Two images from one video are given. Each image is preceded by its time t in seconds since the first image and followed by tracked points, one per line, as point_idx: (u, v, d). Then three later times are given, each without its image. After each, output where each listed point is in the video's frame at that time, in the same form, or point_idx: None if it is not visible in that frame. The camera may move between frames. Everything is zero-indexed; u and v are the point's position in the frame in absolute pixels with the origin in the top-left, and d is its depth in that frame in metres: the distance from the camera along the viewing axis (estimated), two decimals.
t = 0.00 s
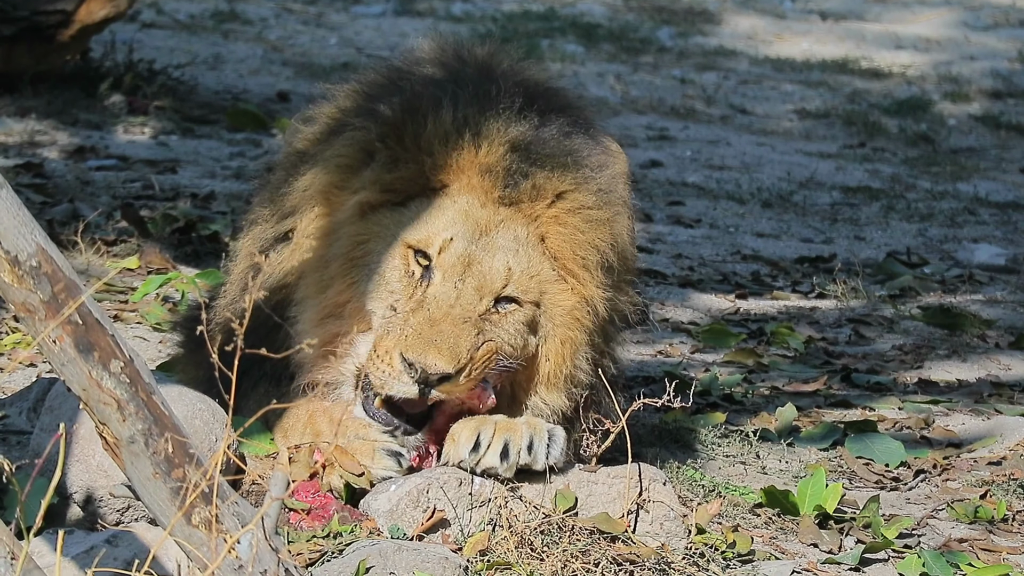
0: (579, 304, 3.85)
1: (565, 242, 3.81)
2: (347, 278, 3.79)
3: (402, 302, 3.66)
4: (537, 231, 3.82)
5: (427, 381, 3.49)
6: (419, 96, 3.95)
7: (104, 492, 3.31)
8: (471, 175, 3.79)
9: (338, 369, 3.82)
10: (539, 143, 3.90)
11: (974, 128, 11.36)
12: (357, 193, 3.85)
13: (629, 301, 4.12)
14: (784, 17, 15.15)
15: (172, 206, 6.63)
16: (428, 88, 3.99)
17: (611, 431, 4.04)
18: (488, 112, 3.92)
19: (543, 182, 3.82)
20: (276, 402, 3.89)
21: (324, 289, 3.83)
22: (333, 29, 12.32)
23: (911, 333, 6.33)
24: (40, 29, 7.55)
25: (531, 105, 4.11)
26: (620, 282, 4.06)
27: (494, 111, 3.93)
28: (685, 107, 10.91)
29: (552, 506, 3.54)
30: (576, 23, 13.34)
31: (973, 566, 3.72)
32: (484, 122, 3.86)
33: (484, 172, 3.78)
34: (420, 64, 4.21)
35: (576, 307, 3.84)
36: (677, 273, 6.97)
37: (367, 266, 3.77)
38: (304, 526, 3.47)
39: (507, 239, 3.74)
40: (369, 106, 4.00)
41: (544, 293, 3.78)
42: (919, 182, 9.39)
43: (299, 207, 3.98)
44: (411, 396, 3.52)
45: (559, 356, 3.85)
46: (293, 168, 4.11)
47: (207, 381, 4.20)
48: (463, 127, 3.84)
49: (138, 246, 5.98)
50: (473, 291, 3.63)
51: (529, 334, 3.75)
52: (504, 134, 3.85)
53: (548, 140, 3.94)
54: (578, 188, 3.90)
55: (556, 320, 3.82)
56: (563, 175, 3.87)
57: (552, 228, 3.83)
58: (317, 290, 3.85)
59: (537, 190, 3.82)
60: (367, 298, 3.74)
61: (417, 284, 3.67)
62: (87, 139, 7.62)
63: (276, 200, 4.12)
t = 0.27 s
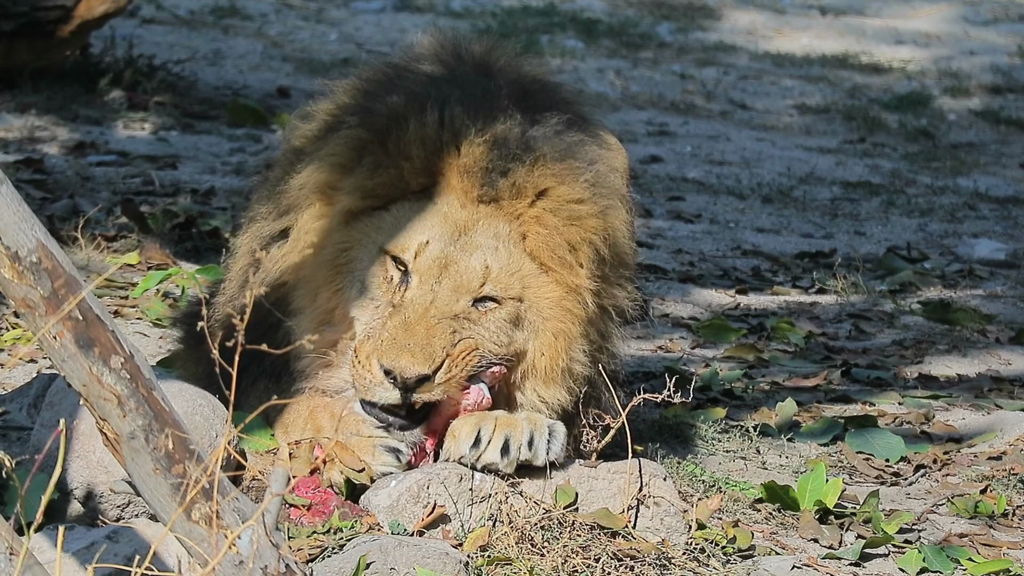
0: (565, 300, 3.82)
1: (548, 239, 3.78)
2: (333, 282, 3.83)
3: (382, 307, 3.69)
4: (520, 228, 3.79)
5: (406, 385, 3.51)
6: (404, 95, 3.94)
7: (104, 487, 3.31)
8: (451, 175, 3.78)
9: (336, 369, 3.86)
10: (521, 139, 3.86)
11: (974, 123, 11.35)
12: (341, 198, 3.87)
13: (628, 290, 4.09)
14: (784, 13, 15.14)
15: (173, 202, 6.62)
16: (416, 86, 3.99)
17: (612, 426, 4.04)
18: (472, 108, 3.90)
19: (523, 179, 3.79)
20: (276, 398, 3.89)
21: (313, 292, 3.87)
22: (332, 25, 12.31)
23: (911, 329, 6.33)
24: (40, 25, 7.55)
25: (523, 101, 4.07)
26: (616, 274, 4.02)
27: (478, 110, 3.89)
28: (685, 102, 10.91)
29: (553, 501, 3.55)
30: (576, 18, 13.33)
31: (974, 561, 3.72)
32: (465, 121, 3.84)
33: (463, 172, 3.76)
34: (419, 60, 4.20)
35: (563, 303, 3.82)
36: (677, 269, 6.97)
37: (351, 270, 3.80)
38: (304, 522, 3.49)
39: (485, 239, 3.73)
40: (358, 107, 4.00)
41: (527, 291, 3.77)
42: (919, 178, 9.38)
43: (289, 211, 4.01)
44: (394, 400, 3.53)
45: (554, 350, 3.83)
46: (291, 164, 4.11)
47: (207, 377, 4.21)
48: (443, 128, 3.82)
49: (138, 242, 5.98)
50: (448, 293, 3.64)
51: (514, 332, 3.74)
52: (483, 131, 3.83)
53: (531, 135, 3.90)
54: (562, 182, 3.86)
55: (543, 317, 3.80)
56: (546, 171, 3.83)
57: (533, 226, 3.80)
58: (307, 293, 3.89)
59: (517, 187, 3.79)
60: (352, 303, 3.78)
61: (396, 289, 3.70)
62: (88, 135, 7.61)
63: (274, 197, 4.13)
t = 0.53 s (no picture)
0: (566, 279, 3.82)
1: (544, 219, 3.77)
2: (336, 276, 3.82)
3: (383, 301, 3.67)
4: (515, 209, 3.77)
5: (413, 380, 3.49)
6: (393, 83, 3.92)
7: (104, 486, 3.31)
8: (442, 163, 3.76)
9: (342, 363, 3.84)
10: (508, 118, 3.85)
11: (974, 120, 11.34)
12: (337, 191, 3.85)
13: (628, 261, 4.08)
14: (784, 10, 15.13)
15: (173, 200, 6.62)
16: (404, 75, 3.97)
17: (613, 424, 4.04)
18: (460, 92, 3.88)
19: (512, 159, 3.78)
20: (276, 396, 3.89)
21: (317, 286, 3.86)
22: (332, 22, 12.31)
23: (912, 326, 6.33)
24: (40, 23, 7.54)
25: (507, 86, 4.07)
26: (616, 245, 4.02)
27: (466, 94, 3.88)
28: (685, 100, 10.90)
29: (553, 499, 3.55)
30: (575, 16, 13.32)
31: (975, 559, 3.72)
32: (451, 107, 3.82)
33: (454, 159, 3.75)
34: (419, 54, 4.20)
35: (565, 282, 3.81)
36: (677, 267, 6.97)
37: (353, 263, 3.79)
38: (305, 520, 3.47)
39: (481, 224, 3.70)
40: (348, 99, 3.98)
41: (527, 274, 3.76)
42: (919, 175, 9.38)
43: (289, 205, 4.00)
44: (401, 393, 3.54)
45: (558, 329, 3.84)
46: (290, 160, 4.11)
47: (207, 375, 4.20)
48: (431, 115, 3.80)
49: (138, 240, 5.98)
50: (449, 283, 3.62)
51: (517, 316, 3.74)
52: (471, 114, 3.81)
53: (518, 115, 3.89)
54: (552, 159, 3.86)
55: (546, 298, 3.80)
56: (534, 150, 3.83)
57: (529, 205, 3.78)
58: (311, 286, 3.88)
59: (508, 168, 3.78)
60: (354, 297, 3.76)
61: (397, 282, 3.68)
62: (88, 133, 7.61)
63: (274, 193, 4.13)
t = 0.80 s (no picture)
0: (573, 285, 3.82)
1: (554, 226, 3.76)
2: (344, 270, 3.83)
3: (390, 300, 3.68)
4: (526, 214, 3.77)
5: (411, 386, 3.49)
6: (413, 77, 3.93)
7: (105, 485, 3.31)
8: (457, 163, 3.76)
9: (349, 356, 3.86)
10: (525, 122, 3.84)
11: (974, 120, 11.34)
12: (350, 185, 3.85)
13: (635, 265, 4.09)
14: (785, 10, 15.13)
15: (173, 200, 6.62)
16: (425, 69, 3.97)
17: (613, 425, 4.04)
18: (478, 91, 3.88)
19: (527, 165, 3.77)
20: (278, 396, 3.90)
21: (324, 279, 3.87)
22: (333, 22, 12.31)
23: (912, 326, 6.33)
24: (40, 22, 7.55)
25: (522, 82, 4.07)
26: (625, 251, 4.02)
27: (484, 93, 3.88)
28: (686, 99, 10.90)
29: (554, 499, 3.56)
30: (576, 16, 13.32)
31: (975, 559, 3.72)
32: (469, 107, 3.82)
33: (469, 160, 3.74)
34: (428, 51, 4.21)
35: (572, 289, 3.81)
36: (678, 266, 6.97)
37: (362, 258, 3.80)
38: (306, 520, 3.47)
39: (491, 228, 3.70)
40: (366, 90, 3.99)
41: (534, 280, 3.76)
42: (920, 175, 9.38)
43: (302, 195, 4.00)
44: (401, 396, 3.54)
45: (560, 333, 3.85)
46: (301, 153, 4.11)
47: (208, 375, 4.20)
48: (448, 115, 3.81)
49: (139, 240, 5.98)
50: (455, 287, 3.62)
51: (521, 321, 3.74)
52: (489, 115, 3.81)
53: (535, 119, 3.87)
54: (567, 164, 3.84)
55: (551, 303, 3.80)
56: (548, 154, 3.81)
57: (541, 210, 3.77)
58: (318, 280, 3.89)
59: (522, 173, 3.76)
60: (363, 293, 3.78)
61: (403, 282, 3.69)
62: (88, 133, 7.61)
63: (283, 189, 4.13)
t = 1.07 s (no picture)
0: (561, 292, 3.78)
1: (542, 234, 3.72)
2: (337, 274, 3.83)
3: (376, 306, 3.67)
4: (514, 222, 3.73)
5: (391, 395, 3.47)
6: (411, 82, 3.93)
7: (106, 487, 3.31)
8: (445, 170, 3.73)
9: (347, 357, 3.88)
10: (515, 130, 3.80)
11: (975, 121, 11.34)
12: (344, 189, 3.85)
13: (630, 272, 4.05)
14: (785, 11, 15.13)
15: (174, 202, 6.62)
16: (424, 74, 3.97)
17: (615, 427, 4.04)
18: (473, 97, 3.86)
19: (515, 173, 3.73)
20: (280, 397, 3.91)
21: (317, 282, 3.88)
22: (334, 24, 12.31)
23: (913, 327, 6.33)
24: (41, 24, 7.55)
25: (520, 87, 4.04)
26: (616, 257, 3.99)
27: (477, 99, 3.86)
28: (686, 101, 10.90)
29: (555, 500, 3.55)
30: (577, 17, 13.33)
31: (976, 561, 3.72)
32: (461, 115, 3.81)
33: (457, 169, 3.71)
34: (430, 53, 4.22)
35: (560, 296, 3.77)
36: (679, 268, 6.97)
37: (353, 263, 3.80)
38: (306, 522, 3.47)
39: (478, 236, 3.66)
40: (364, 95, 3.99)
41: (521, 288, 3.71)
42: (921, 176, 9.38)
43: (300, 198, 4.01)
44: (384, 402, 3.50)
45: (552, 340, 3.81)
46: (303, 155, 4.12)
47: (209, 376, 4.21)
48: (439, 122, 3.79)
49: (139, 241, 5.98)
50: (438, 295, 3.58)
51: (508, 330, 3.70)
52: (480, 123, 3.79)
53: (527, 127, 3.83)
54: (557, 172, 3.79)
55: (540, 311, 3.76)
56: (536, 162, 3.77)
57: (529, 219, 3.73)
58: (312, 284, 3.90)
59: (510, 181, 3.72)
60: (354, 298, 3.77)
61: (389, 289, 3.67)
62: (89, 134, 7.61)
63: (284, 191, 4.14)
